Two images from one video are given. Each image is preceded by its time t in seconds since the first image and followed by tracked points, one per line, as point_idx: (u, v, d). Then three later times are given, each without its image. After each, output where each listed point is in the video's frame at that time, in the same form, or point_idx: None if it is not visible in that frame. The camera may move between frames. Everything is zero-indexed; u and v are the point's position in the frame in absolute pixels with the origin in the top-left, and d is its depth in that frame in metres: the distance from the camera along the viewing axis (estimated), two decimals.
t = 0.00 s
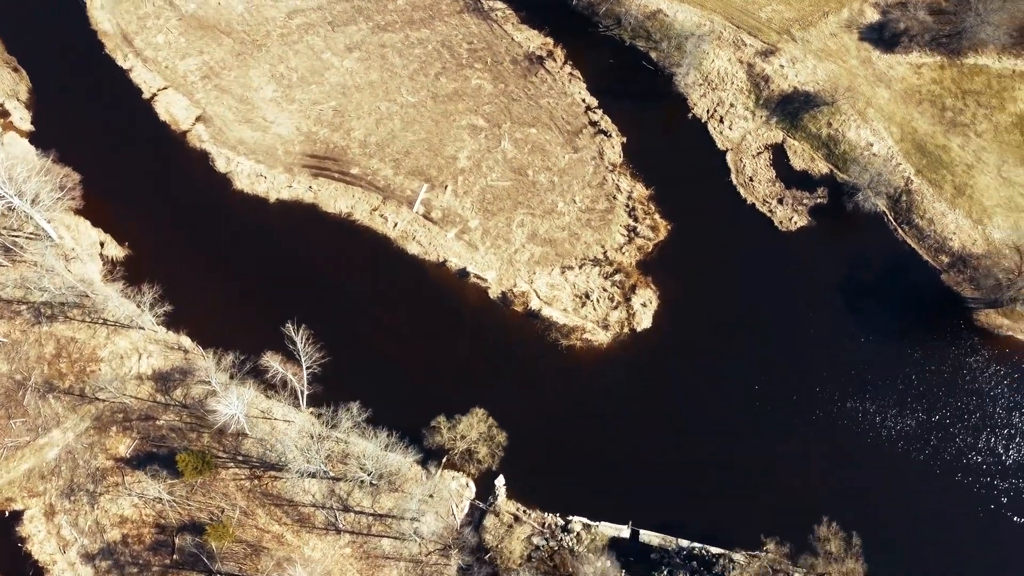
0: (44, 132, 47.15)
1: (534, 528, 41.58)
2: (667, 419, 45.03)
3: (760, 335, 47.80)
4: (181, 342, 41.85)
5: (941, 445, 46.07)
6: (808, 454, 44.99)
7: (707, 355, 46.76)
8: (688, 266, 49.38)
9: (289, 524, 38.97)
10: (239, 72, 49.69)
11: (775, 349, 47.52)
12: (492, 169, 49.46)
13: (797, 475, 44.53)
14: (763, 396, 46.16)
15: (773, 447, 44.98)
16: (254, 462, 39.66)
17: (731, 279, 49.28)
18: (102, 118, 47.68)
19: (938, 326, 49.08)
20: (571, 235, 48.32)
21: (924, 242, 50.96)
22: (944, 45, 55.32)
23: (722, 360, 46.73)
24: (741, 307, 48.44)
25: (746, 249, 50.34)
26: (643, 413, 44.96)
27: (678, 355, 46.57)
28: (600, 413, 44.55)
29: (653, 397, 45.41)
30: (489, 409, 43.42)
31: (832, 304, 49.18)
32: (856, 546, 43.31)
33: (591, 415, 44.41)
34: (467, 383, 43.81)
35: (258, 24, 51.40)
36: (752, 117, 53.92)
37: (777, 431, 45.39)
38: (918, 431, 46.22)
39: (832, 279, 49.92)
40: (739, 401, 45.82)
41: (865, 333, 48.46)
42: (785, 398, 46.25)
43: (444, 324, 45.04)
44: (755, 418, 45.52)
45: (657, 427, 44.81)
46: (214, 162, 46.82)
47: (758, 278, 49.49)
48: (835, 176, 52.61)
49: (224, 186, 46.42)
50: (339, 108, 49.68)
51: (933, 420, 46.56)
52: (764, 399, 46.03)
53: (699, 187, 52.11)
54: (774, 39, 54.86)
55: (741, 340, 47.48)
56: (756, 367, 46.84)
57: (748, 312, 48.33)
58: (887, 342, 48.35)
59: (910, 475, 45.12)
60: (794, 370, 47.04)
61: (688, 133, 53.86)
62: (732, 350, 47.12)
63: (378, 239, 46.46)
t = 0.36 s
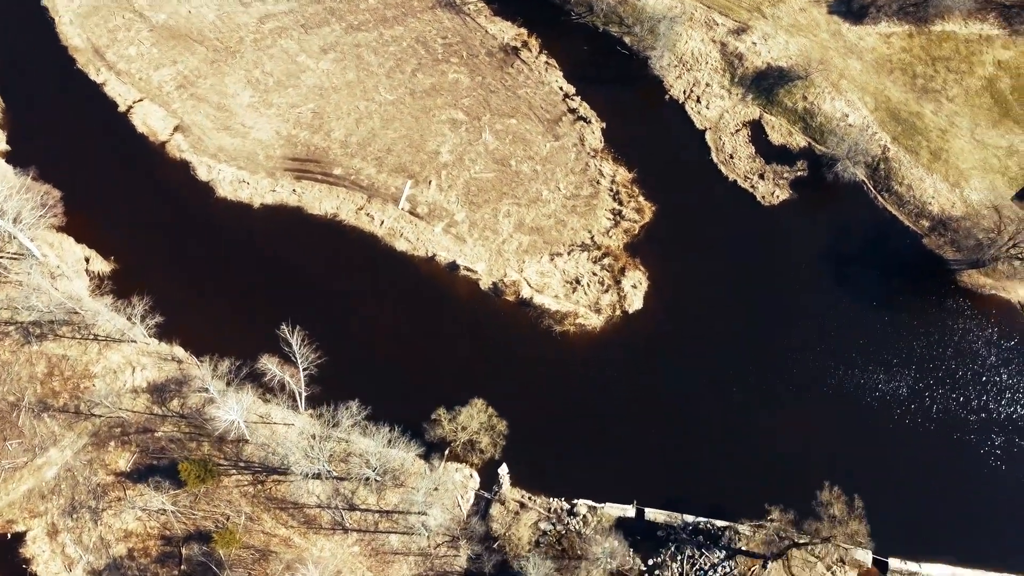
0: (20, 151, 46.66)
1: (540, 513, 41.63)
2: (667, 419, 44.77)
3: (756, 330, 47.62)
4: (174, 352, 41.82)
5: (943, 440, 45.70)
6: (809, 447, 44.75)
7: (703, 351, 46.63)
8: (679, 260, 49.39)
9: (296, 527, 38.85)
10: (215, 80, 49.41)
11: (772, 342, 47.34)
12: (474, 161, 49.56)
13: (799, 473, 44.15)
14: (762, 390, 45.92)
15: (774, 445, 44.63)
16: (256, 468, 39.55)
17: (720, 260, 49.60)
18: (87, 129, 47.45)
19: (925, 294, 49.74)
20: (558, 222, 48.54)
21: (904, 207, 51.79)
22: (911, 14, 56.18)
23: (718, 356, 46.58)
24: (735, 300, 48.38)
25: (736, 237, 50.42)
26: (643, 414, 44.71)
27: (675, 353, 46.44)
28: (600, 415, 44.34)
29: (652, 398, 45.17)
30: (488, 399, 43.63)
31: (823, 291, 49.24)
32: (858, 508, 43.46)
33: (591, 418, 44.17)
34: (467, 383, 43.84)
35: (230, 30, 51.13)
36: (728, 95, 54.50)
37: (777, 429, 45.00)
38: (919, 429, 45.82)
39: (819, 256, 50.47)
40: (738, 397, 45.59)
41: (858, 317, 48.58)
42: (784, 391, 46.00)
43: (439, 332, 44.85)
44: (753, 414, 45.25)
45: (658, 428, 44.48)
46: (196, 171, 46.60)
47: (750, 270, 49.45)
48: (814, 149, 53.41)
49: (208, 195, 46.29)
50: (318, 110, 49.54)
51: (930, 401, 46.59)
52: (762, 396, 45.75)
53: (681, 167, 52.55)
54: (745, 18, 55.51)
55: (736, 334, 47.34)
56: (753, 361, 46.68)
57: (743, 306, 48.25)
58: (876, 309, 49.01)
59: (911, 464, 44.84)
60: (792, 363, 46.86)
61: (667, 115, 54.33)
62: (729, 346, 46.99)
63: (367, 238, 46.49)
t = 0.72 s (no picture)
0: None
1: (546, 499, 41.93)
2: (667, 419, 44.74)
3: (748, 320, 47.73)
4: (168, 364, 41.56)
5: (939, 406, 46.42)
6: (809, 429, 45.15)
7: (698, 346, 46.63)
8: (667, 252, 49.47)
9: (303, 530, 38.80)
10: (189, 89, 49.07)
11: (766, 332, 47.47)
12: (456, 155, 49.65)
13: (800, 450, 44.63)
14: (759, 381, 46.09)
15: (774, 446, 44.58)
16: (259, 474, 39.45)
17: (706, 238, 50.11)
18: (63, 148, 46.97)
19: (909, 260, 50.58)
20: (543, 210, 48.77)
21: (882, 174, 52.68)
22: None
23: (713, 351, 46.59)
24: (725, 290, 48.51)
25: (721, 224, 50.66)
26: (643, 414, 44.73)
27: (670, 349, 46.40)
28: (600, 415, 44.38)
29: (650, 398, 45.14)
30: (487, 389, 43.87)
31: (810, 269, 49.66)
32: (858, 469, 44.31)
33: (592, 418, 44.20)
34: (467, 376, 44.03)
35: (201, 39, 50.78)
36: (702, 75, 55.08)
37: (777, 430, 44.94)
38: (916, 416, 45.97)
39: (803, 230, 51.02)
40: (736, 391, 45.70)
41: (846, 295, 49.09)
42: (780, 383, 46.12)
43: (433, 339, 44.69)
44: (752, 414, 45.20)
45: (658, 427, 44.54)
46: (177, 182, 46.34)
47: (738, 255, 49.75)
48: (789, 122, 54.17)
49: (190, 206, 46.04)
50: (295, 114, 49.37)
51: (922, 367, 47.35)
52: (761, 396, 45.65)
53: (661, 148, 53.02)
54: None
55: (730, 327, 47.38)
56: (747, 343, 47.07)
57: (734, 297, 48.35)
58: (861, 275, 49.85)
59: (907, 426, 45.71)
60: (787, 353, 47.01)
61: (643, 98, 54.77)
62: (723, 339, 47.02)
63: (353, 238, 46.50)
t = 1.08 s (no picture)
0: None
1: (551, 485, 42.21)
2: (667, 420, 44.73)
3: (740, 308, 47.97)
4: (163, 377, 41.36)
5: (931, 370, 47.15)
6: (806, 404, 45.57)
7: (691, 332, 46.94)
8: (654, 243, 49.57)
9: (311, 533, 38.75)
10: (164, 102, 48.69)
11: (756, 312, 47.91)
12: (437, 151, 49.68)
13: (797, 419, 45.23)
14: (754, 369, 46.26)
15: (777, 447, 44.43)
16: (263, 481, 39.33)
17: (691, 217, 50.61)
18: (40, 168, 46.48)
19: (891, 227, 51.44)
20: (527, 200, 48.96)
21: (858, 143, 53.47)
22: None
23: (707, 339, 46.80)
24: (714, 279, 48.74)
25: (705, 210, 50.97)
26: (643, 414, 44.67)
27: (664, 341, 46.57)
28: (600, 415, 44.34)
29: (648, 395, 45.14)
30: (485, 381, 44.12)
31: (796, 248, 50.18)
32: (857, 434, 44.96)
33: (592, 418, 44.18)
34: (464, 370, 44.25)
35: (172, 50, 50.36)
36: (675, 57, 55.54)
37: (776, 430, 44.92)
38: (909, 382, 46.69)
39: (785, 206, 51.62)
40: (733, 381, 45.87)
41: (833, 271, 49.64)
42: (776, 369, 46.34)
43: (427, 345, 44.55)
44: (751, 412, 45.19)
45: (658, 421, 44.63)
46: (159, 196, 46.07)
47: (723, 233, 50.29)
48: (765, 99, 54.67)
49: (174, 218, 45.81)
50: (273, 120, 49.12)
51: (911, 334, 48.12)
52: (761, 396, 45.58)
53: (640, 132, 53.42)
54: None
55: (721, 318, 47.55)
56: (739, 319, 47.60)
57: (723, 286, 48.60)
58: (844, 244, 50.64)
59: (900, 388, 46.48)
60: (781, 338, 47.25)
61: (618, 83, 55.11)
62: (716, 328, 47.20)
63: (341, 240, 46.45)
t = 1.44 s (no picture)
0: None
1: (555, 473, 42.42)
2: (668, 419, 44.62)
3: (730, 289, 48.36)
4: (158, 391, 41.06)
5: (920, 335, 47.88)
6: (802, 376, 46.12)
7: (683, 315, 47.29)
8: (641, 229, 49.87)
9: (319, 537, 38.68)
10: (141, 116, 48.28)
11: (746, 290, 48.39)
12: (419, 149, 49.67)
13: (793, 390, 45.79)
14: (753, 368, 46.20)
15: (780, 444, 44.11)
16: (267, 489, 39.19)
17: (675, 200, 51.05)
18: (19, 190, 45.95)
19: (872, 197, 52.17)
20: (513, 192, 49.10)
21: (834, 117, 54.16)
22: None
23: (699, 320, 47.20)
24: (703, 262, 49.08)
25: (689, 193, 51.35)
26: (643, 412, 44.64)
27: (657, 325, 46.88)
28: (599, 414, 44.32)
29: (646, 392, 45.14)
30: (482, 374, 44.24)
31: (781, 225, 50.71)
32: (853, 401, 45.57)
33: (591, 413, 44.27)
34: (460, 365, 44.36)
35: (145, 64, 49.94)
36: (650, 43, 55.93)
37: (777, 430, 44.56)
38: (900, 349, 47.34)
39: (767, 182, 52.17)
40: (728, 361, 46.27)
41: (818, 246, 50.22)
42: (769, 347, 46.77)
43: (421, 343, 44.58)
44: (751, 408, 45.33)
45: (657, 407, 44.85)
46: (142, 211, 45.72)
47: (708, 214, 50.74)
48: (740, 79, 55.35)
49: (160, 231, 45.50)
50: (252, 128, 48.85)
51: (899, 301, 48.85)
52: (760, 395, 45.59)
53: (620, 118, 53.72)
54: None
55: (712, 300, 47.91)
56: (729, 298, 48.07)
57: (712, 268, 48.94)
58: (827, 216, 51.29)
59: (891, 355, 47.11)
60: (772, 315, 47.69)
61: (595, 71, 55.41)
62: (708, 310, 47.55)
63: (329, 244, 46.35)
